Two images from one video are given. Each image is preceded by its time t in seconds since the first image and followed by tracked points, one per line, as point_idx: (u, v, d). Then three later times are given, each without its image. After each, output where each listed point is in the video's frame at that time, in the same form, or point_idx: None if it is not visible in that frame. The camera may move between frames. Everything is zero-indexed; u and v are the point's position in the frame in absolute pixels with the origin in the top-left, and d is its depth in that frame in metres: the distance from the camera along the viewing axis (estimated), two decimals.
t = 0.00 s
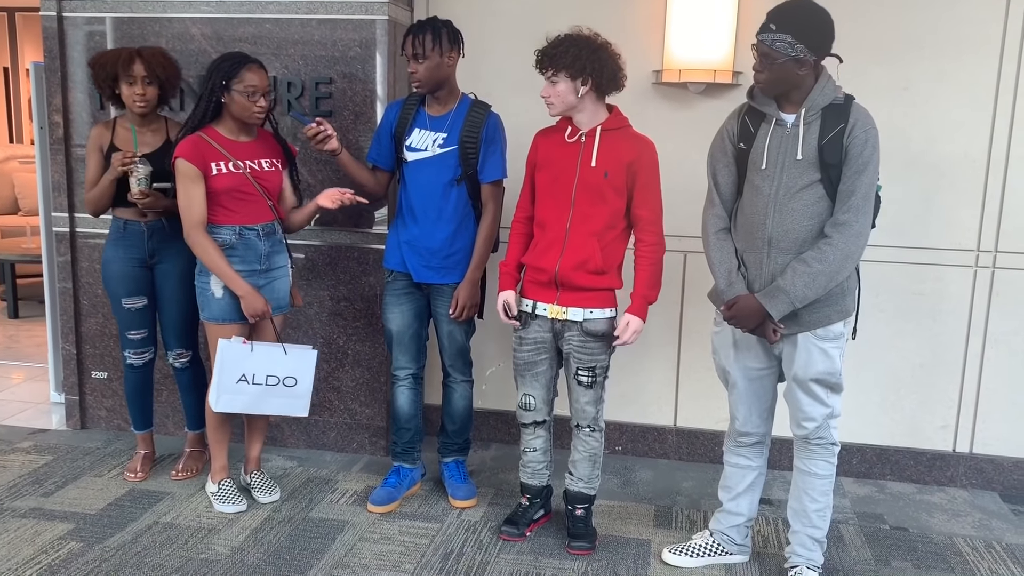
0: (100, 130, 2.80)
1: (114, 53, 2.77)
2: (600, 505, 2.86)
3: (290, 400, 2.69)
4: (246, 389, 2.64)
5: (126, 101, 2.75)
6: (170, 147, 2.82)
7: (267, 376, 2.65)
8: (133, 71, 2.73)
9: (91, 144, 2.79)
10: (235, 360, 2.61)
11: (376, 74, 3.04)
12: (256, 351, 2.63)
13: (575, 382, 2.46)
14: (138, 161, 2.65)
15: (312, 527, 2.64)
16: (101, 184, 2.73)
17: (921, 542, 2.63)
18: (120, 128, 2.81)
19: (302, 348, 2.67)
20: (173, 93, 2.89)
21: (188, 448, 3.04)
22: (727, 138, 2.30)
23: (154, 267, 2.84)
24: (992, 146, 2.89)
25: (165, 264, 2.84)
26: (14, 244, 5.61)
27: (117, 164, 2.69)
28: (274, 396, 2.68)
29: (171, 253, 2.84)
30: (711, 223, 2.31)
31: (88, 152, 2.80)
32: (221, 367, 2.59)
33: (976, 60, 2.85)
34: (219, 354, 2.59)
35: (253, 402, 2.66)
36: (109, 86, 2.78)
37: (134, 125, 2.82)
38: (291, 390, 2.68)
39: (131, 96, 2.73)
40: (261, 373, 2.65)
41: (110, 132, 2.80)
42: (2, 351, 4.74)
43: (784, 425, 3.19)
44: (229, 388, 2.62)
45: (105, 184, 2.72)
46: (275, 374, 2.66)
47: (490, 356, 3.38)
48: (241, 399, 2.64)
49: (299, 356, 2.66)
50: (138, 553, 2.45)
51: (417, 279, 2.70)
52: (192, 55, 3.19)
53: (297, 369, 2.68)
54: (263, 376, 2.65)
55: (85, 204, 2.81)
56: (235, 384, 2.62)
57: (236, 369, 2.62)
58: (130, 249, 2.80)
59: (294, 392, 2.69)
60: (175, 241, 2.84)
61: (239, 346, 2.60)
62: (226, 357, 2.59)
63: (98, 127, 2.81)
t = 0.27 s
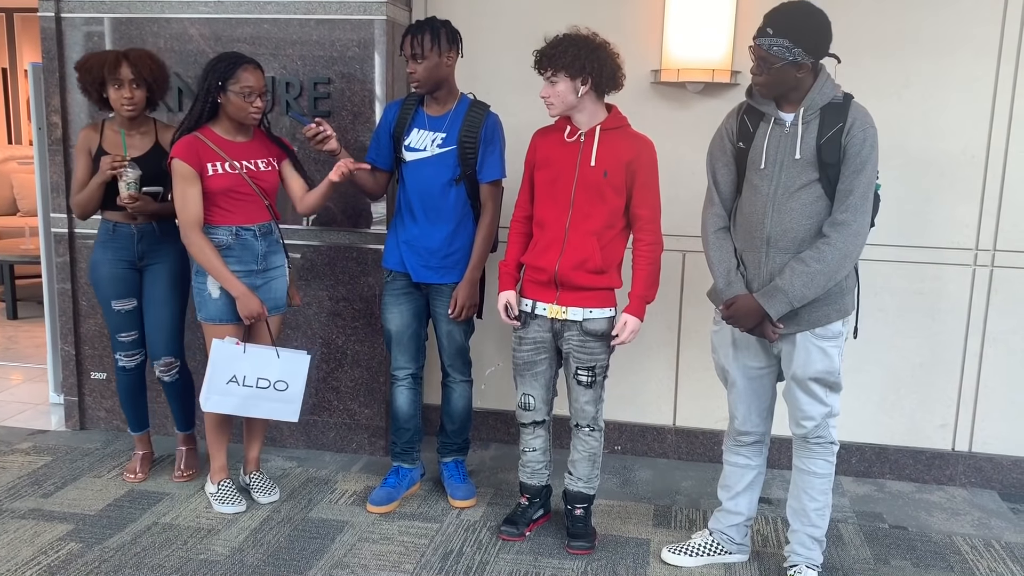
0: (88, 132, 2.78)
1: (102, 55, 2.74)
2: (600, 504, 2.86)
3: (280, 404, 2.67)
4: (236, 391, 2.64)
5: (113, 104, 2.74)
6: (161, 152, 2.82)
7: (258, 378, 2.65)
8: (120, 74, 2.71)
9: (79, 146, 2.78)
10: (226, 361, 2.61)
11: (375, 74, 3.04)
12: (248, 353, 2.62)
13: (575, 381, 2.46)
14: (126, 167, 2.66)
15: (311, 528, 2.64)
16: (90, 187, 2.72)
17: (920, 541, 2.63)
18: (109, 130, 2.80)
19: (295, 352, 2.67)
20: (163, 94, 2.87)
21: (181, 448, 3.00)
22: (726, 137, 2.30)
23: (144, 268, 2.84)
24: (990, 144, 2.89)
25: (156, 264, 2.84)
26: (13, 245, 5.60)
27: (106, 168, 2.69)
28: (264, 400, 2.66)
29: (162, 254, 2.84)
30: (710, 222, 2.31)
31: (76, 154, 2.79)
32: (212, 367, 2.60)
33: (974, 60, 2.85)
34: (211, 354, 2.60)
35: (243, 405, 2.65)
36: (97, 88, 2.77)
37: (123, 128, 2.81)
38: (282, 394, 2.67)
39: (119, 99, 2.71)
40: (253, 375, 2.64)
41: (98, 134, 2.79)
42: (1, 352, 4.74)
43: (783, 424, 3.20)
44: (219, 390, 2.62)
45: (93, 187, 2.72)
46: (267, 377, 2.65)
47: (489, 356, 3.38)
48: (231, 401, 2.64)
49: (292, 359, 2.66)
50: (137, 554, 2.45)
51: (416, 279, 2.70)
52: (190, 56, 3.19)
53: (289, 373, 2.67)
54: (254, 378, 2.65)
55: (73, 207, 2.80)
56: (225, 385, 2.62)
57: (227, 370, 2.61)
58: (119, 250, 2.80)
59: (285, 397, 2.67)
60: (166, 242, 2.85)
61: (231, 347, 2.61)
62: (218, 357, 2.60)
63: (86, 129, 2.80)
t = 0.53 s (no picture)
0: (84, 134, 2.78)
1: (97, 56, 2.73)
2: (600, 504, 2.86)
3: (276, 404, 2.68)
4: (232, 392, 2.63)
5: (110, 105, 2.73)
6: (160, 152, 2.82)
7: (254, 379, 2.65)
8: (117, 74, 2.70)
9: (75, 148, 2.77)
10: (223, 362, 2.60)
11: (375, 73, 3.04)
12: (245, 353, 2.62)
13: (575, 380, 2.46)
14: (129, 166, 2.65)
15: (311, 527, 2.64)
16: (89, 189, 2.71)
17: (920, 540, 2.63)
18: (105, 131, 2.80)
19: (292, 353, 2.67)
20: (160, 95, 2.87)
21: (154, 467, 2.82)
22: (727, 137, 2.30)
23: (142, 269, 2.83)
24: (991, 144, 2.89)
25: (154, 264, 2.82)
26: (13, 244, 5.60)
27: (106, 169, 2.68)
28: (261, 400, 2.67)
29: (159, 254, 2.83)
30: (711, 221, 2.31)
31: (72, 156, 2.78)
32: (209, 367, 2.59)
33: (975, 59, 2.85)
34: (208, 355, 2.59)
35: (239, 405, 2.65)
36: (92, 90, 2.77)
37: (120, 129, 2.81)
38: (279, 394, 2.67)
39: (116, 100, 2.71)
40: (249, 376, 2.64)
41: (95, 136, 2.78)
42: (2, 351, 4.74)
43: (783, 423, 3.20)
44: (216, 390, 2.62)
45: (92, 188, 2.71)
46: (264, 378, 2.65)
47: (490, 355, 3.38)
48: (227, 401, 2.63)
49: (289, 360, 2.66)
50: (137, 553, 2.45)
51: (416, 278, 2.70)
52: (190, 55, 3.19)
53: (285, 373, 2.67)
54: (250, 379, 2.65)
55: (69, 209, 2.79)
56: (222, 386, 2.62)
57: (224, 371, 2.61)
58: (118, 252, 2.79)
59: (281, 397, 2.68)
60: (164, 242, 2.84)
61: (228, 348, 2.60)
62: (214, 357, 2.59)
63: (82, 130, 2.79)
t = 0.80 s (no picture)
0: (88, 134, 2.74)
1: (97, 55, 2.70)
2: (600, 503, 2.86)
3: (279, 403, 2.68)
4: (234, 390, 2.64)
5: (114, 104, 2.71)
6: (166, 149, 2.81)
7: (256, 377, 2.65)
8: (120, 71, 2.68)
9: (80, 147, 2.73)
10: (225, 360, 2.61)
11: (377, 72, 3.04)
12: (246, 352, 2.62)
13: (576, 379, 2.46)
14: (143, 164, 2.64)
15: (312, 525, 2.64)
16: (97, 188, 2.67)
17: (920, 540, 2.63)
18: (109, 131, 2.77)
19: (294, 351, 2.67)
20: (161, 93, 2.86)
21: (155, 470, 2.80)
22: (729, 136, 2.30)
23: (147, 272, 2.80)
24: (992, 144, 2.89)
25: (160, 266, 2.80)
26: (14, 242, 5.60)
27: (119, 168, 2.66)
28: (262, 399, 2.67)
29: (165, 256, 2.81)
30: (712, 221, 2.31)
31: (76, 156, 2.73)
32: (211, 365, 2.60)
33: (977, 59, 2.85)
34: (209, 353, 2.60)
35: (241, 403, 2.65)
36: (94, 89, 2.72)
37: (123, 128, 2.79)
38: (281, 393, 2.67)
39: (120, 98, 2.69)
40: (251, 375, 2.64)
41: (100, 135, 2.75)
42: (2, 348, 4.74)
43: (784, 423, 3.20)
44: (217, 389, 2.62)
45: (102, 188, 2.67)
46: (266, 376, 2.65)
47: (490, 354, 3.38)
48: (229, 400, 2.64)
49: (291, 358, 2.66)
50: (138, 551, 2.45)
51: (417, 277, 2.70)
52: (192, 53, 3.19)
53: (287, 372, 2.67)
54: (252, 377, 2.65)
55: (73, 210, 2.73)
56: (223, 384, 2.62)
57: (226, 369, 2.62)
58: (123, 254, 2.75)
59: (283, 396, 2.68)
60: (170, 244, 2.81)
61: (230, 346, 2.60)
62: (216, 356, 2.60)
63: (85, 130, 2.76)
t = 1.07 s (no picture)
0: (84, 133, 2.60)
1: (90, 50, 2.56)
2: (600, 501, 2.86)
3: (283, 401, 2.67)
4: (237, 389, 2.64)
5: (114, 102, 2.57)
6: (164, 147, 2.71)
7: (259, 376, 2.65)
8: (119, 68, 2.55)
9: (77, 148, 2.59)
10: (227, 360, 2.61)
11: (377, 69, 3.04)
12: (249, 351, 2.62)
13: (577, 377, 2.46)
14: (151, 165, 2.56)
15: (312, 523, 2.64)
16: (101, 189, 2.54)
17: (921, 539, 2.63)
18: (105, 130, 2.64)
19: (295, 350, 2.65)
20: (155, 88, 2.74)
21: (154, 468, 2.80)
22: (729, 134, 2.29)
23: (148, 271, 2.70)
24: (993, 142, 2.88)
25: (163, 266, 2.72)
26: (15, 240, 5.59)
27: (126, 169, 2.55)
28: (265, 398, 2.66)
29: (169, 256, 2.73)
30: (713, 219, 2.31)
31: (74, 157, 2.59)
32: (213, 365, 2.60)
33: (978, 57, 2.85)
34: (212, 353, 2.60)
35: (245, 402, 2.65)
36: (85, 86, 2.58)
37: (120, 126, 2.66)
38: (284, 391, 2.67)
39: (119, 96, 2.56)
40: (254, 373, 2.64)
41: (97, 134, 2.62)
42: (3, 346, 4.74)
43: (784, 421, 3.20)
44: (221, 388, 2.63)
45: (104, 191, 2.55)
46: (268, 374, 2.65)
47: (491, 352, 3.38)
48: (233, 399, 2.64)
49: (293, 357, 2.64)
50: (138, 548, 2.45)
51: (418, 275, 2.69)
52: (192, 51, 3.18)
53: (290, 370, 2.66)
54: (256, 376, 2.65)
55: (73, 213, 2.59)
56: (227, 383, 2.63)
57: (228, 368, 2.62)
58: (125, 252, 2.64)
59: (286, 394, 2.67)
60: (172, 243, 2.74)
61: (232, 345, 2.61)
62: (219, 355, 2.60)
63: (80, 129, 2.61)
